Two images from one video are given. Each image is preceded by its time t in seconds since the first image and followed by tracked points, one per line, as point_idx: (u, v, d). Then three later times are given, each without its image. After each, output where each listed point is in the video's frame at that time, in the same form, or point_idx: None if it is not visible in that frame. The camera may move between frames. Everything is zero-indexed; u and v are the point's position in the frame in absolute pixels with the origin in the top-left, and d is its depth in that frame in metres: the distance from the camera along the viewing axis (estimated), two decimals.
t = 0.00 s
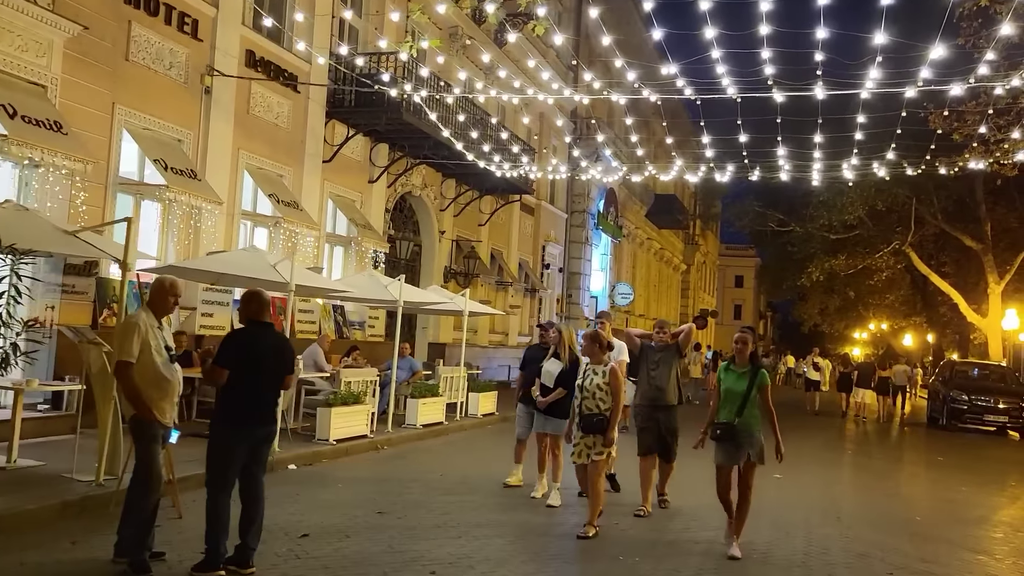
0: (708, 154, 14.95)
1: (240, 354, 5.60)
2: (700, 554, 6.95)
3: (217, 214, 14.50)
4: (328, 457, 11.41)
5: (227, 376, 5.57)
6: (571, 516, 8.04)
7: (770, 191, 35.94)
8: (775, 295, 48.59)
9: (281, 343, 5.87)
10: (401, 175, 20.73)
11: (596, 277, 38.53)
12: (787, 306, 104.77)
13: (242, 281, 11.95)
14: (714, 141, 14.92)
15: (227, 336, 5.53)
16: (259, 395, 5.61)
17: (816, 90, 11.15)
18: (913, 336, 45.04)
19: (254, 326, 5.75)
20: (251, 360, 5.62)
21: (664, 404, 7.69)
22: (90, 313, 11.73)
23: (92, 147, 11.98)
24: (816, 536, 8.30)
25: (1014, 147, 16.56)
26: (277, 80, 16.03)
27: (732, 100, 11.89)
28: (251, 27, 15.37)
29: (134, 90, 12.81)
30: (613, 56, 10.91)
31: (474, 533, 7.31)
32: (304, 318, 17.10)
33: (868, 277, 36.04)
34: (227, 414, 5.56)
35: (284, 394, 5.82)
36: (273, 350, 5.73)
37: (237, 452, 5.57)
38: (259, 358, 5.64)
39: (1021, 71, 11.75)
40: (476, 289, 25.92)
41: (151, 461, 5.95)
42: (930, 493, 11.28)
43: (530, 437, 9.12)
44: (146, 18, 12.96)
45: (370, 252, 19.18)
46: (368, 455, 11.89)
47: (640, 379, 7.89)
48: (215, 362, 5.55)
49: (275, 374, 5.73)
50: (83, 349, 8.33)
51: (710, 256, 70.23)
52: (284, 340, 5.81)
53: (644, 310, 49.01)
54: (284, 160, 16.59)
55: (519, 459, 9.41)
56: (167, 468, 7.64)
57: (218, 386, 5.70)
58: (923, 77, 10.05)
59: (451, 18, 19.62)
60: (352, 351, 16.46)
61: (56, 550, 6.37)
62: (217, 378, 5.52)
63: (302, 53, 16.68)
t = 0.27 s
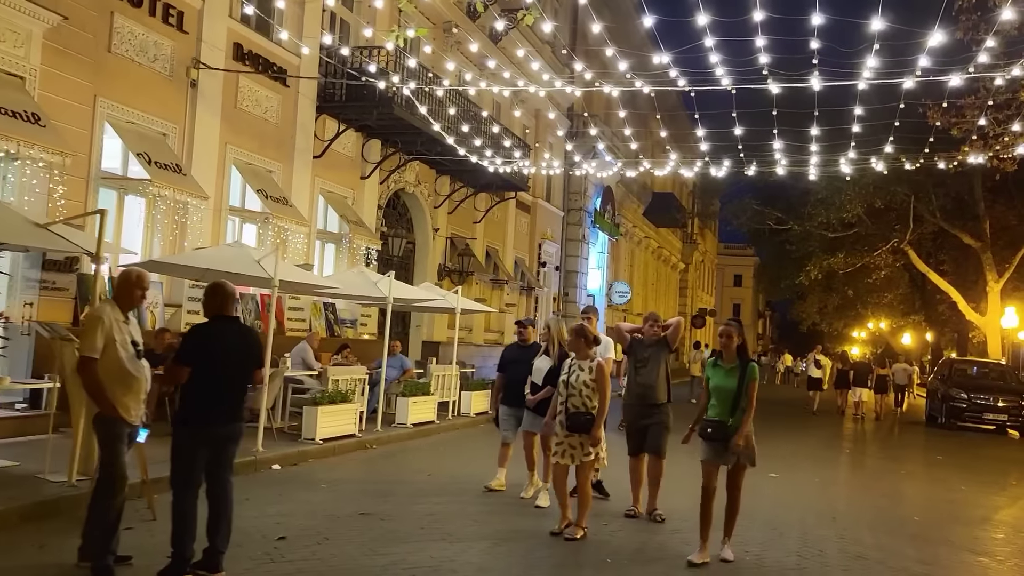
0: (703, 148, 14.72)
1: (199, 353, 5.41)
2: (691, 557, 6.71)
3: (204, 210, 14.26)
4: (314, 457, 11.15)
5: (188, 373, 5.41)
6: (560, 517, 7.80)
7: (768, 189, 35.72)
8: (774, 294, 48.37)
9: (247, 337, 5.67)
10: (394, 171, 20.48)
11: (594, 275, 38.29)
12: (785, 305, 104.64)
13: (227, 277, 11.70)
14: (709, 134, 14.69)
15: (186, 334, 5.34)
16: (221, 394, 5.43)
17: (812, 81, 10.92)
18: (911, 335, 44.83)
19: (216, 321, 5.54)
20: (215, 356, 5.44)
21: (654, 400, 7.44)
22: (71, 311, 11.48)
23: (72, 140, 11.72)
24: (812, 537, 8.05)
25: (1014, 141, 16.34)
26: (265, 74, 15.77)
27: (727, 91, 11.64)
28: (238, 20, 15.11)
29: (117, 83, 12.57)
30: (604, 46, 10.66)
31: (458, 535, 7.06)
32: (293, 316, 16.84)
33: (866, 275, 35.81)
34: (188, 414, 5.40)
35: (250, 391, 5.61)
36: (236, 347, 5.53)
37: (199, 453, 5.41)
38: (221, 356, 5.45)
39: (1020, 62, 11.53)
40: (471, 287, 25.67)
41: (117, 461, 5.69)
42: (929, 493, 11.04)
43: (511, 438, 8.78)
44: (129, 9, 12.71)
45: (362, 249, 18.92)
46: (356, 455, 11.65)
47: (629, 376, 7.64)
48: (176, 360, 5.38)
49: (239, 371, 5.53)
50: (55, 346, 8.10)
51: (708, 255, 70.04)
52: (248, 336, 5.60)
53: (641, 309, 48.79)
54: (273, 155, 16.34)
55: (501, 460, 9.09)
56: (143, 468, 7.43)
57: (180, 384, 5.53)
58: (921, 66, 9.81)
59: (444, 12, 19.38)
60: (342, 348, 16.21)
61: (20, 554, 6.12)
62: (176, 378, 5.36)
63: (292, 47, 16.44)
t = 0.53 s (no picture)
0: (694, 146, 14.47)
1: (154, 355, 5.17)
2: (677, 569, 6.43)
3: (185, 208, 13.98)
4: (294, 462, 10.84)
5: (141, 378, 5.19)
6: (543, 526, 7.52)
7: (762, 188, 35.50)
8: (769, 295, 48.17)
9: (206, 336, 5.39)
10: (382, 170, 20.20)
11: (587, 275, 38.03)
12: (780, 306, 104.57)
13: (205, 277, 11.42)
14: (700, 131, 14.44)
15: (137, 339, 5.14)
16: (178, 399, 5.18)
17: (804, 77, 10.68)
18: (906, 335, 44.68)
19: (173, 324, 5.30)
20: (170, 359, 5.18)
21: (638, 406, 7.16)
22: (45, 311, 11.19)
23: (45, 136, 11.43)
24: (803, 546, 7.79)
25: (1009, 139, 16.12)
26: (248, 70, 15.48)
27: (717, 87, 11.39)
28: (220, 15, 14.82)
29: (95, 79, 12.29)
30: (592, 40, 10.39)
31: (434, 545, 6.78)
32: (279, 317, 16.53)
33: (861, 275, 35.63)
34: (144, 419, 5.17)
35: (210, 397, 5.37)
36: (194, 349, 5.28)
37: (156, 460, 5.17)
38: (178, 359, 5.19)
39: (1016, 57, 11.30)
40: (462, 287, 25.40)
41: (73, 469, 5.42)
42: (924, 497, 10.77)
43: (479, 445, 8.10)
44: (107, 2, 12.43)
45: (350, 249, 18.63)
46: (338, 459, 11.37)
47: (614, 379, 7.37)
48: (128, 366, 5.16)
49: (196, 375, 5.29)
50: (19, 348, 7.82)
51: (703, 255, 69.88)
52: (206, 338, 5.35)
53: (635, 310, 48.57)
54: (257, 153, 16.04)
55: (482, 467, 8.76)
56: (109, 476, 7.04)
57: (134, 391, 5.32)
58: (915, 60, 9.57)
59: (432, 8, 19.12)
60: (328, 350, 15.89)
61: None
62: (127, 383, 5.16)
63: (277, 43, 16.17)
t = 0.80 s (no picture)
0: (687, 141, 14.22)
1: (109, 351, 4.93)
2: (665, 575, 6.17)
3: (167, 203, 13.69)
4: (276, 462, 10.56)
5: (93, 377, 4.94)
6: (528, 530, 7.25)
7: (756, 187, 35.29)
8: (763, 294, 47.94)
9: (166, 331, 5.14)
10: (372, 167, 19.91)
11: (581, 274, 37.77)
12: (775, 306, 104.48)
13: (185, 273, 11.15)
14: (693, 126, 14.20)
15: (89, 334, 4.90)
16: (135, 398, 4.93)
17: (798, 68, 10.44)
18: (901, 335, 44.47)
19: (128, 317, 5.05)
20: (127, 355, 4.94)
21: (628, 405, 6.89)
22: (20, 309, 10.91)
23: (20, 128, 11.14)
24: (797, 550, 7.52)
25: (1006, 135, 15.90)
26: (233, 63, 15.20)
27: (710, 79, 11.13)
28: (204, 6, 14.54)
29: (73, 70, 12.00)
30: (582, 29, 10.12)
31: (414, 550, 6.51)
32: (265, 315, 16.23)
33: (856, 274, 35.43)
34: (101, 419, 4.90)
35: (171, 394, 5.13)
36: (153, 343, 5.03)
37: (114, 462, 4.90)
38: (134, 355, 4.95)
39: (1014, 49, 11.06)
40: (454, 286, 25.11)
41: (28, 471, 5.13)
42: (921, 499, 10.53)
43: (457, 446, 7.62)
44: None
45: (338, 246, 18.33)
46: (322, 460, 11.09)
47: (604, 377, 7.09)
48: (79, 363, 4.90)
49: (155, 371, 5.03)
50: None
51: (698, 255, 69.67)
52: (165, 331, 5.11)
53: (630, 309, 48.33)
54: (242, 147, 15.75)
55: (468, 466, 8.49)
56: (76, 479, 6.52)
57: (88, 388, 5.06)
58: (913, 49, 9.32)
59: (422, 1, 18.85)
60: (315, 348, 15.60)
61: None
62: (79, 382, 4.91)
63: (263, 36, 15.90)
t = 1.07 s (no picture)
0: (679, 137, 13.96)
1: (60, 351, 4.64)
2: None
3: (147, 201, 13.38)
4: (256, 467, 10.26)
5: (44, 379, 4.62)
6: (510, 541, 6.97)
7: (750, 186, 35.04)
8: (757, 294, 47.76)
9: (122, 335, 4.90)
10: (359, 164, 19.59)
11: (574, 274, 37.50)
12: (769, 306, 104.40)
13: (163, 271, 10.82)
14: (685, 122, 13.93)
15: (38, 334, 4.61)
16: (88, 401, 4.64)
17: (793, 62, 10.17)
18: (895, 335, 44.34)
19: (81, 316, 4.79)
20: (78, 355, 4.66)
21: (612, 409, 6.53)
22: None
23: None
24: (791, 560, 7.25)
25: (1003, 133, 15.67)
26: (217, 58, 14.90)
27: (703, 73, 10.87)
28: None
29: (48, 63, 11.68)
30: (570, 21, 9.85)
31: (390, 563, 6.22)
32: (250, 315, 15.91)
33: (850, 274, 35.24)
34: (53, 424, 4.59)
35: (128, 398, 4.85)
36: (106, 343, 4.76)
37: (68, 469, 4.59)
38: (86, 356, 4.67)
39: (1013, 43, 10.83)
40: (444, 285, 24.77)
41: None
42: (917, 504, 10.28)
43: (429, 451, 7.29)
44: None
45: (326, 245, 18.02)
46: (303, 464, 10.77)
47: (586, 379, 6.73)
48: (29, 365, 4.60)
49: (109, 374, 4.75)
50: None
51: (691, 255, 69.48)
52: (121, 331, 4.85)
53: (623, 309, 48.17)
54: (226, 144, 15.44)
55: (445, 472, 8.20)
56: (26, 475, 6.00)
57: (38, 395, 4.77)
58: (911, 41, 9.07)
59: None
60: (301, 349, 15.29)
61: None
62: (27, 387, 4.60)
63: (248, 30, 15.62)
